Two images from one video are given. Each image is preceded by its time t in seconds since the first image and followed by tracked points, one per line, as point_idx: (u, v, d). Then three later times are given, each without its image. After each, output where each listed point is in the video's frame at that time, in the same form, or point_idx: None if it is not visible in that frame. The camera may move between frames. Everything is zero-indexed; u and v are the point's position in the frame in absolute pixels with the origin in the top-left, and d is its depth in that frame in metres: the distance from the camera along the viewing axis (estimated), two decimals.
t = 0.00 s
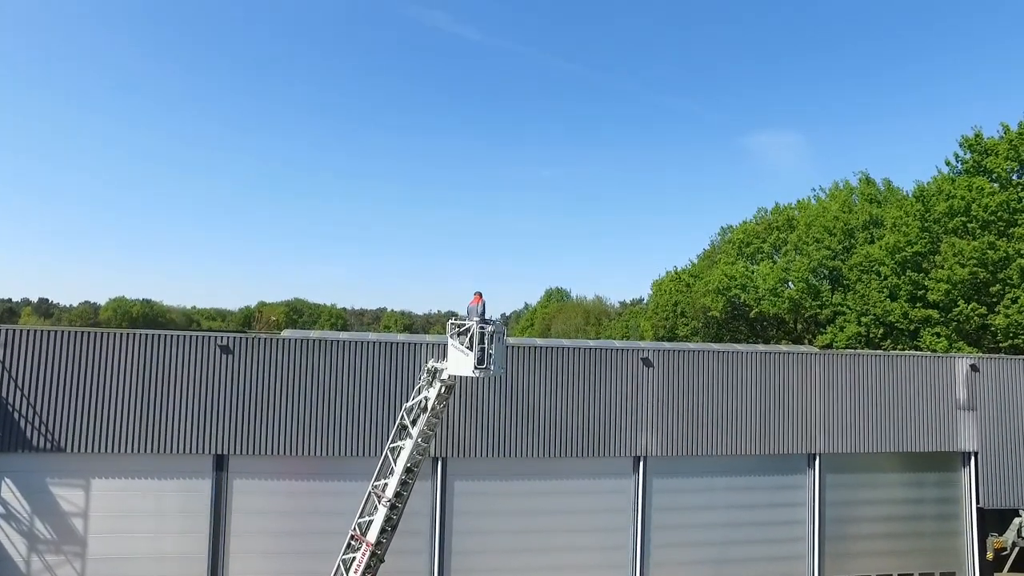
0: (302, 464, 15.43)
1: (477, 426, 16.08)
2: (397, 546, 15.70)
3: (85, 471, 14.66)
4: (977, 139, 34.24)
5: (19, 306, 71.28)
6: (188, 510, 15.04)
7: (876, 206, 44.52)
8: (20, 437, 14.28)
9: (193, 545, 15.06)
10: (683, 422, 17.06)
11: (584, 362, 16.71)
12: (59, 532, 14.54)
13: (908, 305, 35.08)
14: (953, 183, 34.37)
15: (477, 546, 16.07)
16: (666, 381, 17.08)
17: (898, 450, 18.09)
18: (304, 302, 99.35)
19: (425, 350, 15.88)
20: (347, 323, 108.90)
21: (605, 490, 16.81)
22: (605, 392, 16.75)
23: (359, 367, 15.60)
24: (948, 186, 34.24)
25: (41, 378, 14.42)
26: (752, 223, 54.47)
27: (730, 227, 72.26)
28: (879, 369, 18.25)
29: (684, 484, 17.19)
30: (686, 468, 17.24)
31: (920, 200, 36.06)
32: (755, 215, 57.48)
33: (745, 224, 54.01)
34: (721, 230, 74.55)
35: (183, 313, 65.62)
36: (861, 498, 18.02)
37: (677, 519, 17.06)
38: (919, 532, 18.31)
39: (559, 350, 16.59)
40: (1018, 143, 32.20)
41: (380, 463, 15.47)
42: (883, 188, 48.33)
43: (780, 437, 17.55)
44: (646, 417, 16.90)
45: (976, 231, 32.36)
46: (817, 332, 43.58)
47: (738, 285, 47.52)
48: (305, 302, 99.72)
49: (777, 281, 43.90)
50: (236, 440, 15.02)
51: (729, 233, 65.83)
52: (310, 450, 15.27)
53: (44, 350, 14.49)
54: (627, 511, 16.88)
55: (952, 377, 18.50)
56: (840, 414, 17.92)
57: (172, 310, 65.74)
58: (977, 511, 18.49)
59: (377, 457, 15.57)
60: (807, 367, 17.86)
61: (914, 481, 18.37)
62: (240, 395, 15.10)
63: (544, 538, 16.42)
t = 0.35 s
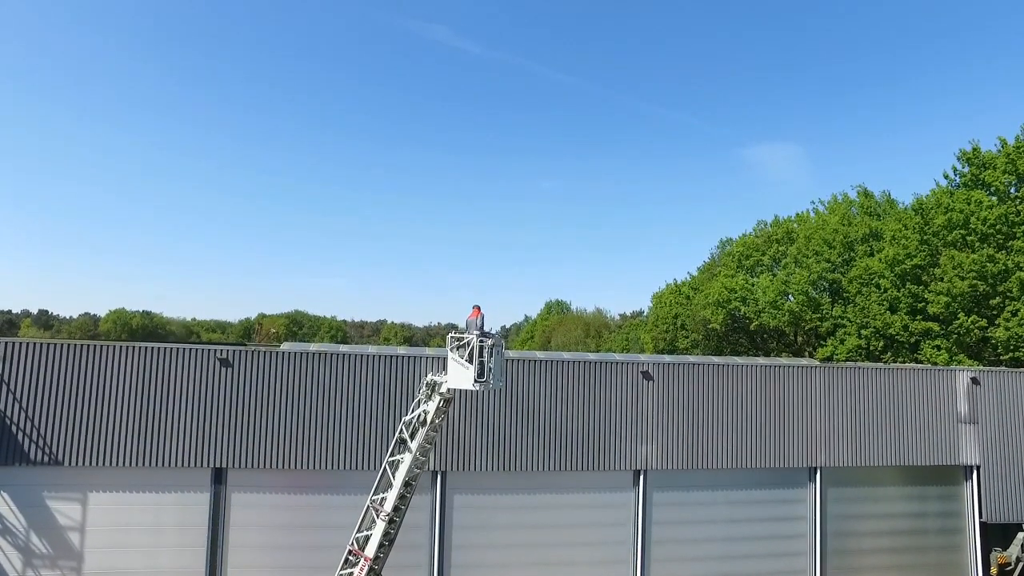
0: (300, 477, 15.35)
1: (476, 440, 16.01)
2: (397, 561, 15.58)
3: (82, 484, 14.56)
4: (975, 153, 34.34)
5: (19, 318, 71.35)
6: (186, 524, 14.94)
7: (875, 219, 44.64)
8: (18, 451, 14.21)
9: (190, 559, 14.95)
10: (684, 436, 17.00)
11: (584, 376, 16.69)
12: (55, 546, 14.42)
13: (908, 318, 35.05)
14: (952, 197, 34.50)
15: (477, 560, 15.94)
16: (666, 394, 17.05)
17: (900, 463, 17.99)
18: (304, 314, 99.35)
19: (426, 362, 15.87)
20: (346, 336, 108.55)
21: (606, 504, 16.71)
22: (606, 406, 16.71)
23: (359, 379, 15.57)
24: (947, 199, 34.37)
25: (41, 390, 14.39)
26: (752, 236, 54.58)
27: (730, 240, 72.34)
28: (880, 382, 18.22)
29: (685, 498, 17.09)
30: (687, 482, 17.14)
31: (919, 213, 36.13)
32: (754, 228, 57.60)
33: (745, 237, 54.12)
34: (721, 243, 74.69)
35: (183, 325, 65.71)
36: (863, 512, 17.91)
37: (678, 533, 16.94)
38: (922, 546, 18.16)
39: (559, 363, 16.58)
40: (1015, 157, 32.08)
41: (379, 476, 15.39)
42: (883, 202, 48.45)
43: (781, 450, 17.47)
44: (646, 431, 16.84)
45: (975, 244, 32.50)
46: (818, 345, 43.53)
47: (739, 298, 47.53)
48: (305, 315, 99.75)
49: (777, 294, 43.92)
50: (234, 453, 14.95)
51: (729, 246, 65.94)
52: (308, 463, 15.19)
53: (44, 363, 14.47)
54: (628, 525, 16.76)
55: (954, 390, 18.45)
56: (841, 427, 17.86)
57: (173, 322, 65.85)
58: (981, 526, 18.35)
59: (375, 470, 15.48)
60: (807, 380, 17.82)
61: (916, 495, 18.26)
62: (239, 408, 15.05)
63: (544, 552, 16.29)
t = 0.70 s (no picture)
0: (300, 479, 15.35)
1: (476, 441, 16.02)
2: (397, 562, 15.59)
3: (83, 486, 14.56)
4: (975, 153, 34.39)
5: (20, 318, 71.56)
6: (186, 526, 14.95)
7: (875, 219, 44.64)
8: (19, 453, 14.21)
9: (190, 561, 14.96)
10: (684, 437, 17.00)
11: (583, 377, 16.70)
12: (55, 547, 14.43)
13: (907, 318, 35.11)
14: (952, 197, 34.53)
15: (477, 562, 15.95)
16: (666, 395, 17.06)
17: (899, 464, 18.00)
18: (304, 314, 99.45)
19: (426, 364, 15.87)
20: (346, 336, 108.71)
21: (606, 505, 16.71)
22: (605, 407, 16.72)
23: (359, 381, 15.58)
24: (946, 200, 34.41)
25: (41, 392, 14.39)
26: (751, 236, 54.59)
27: (730, 240, 72.47)
28: (879, 383, 18.23)
29: (685, 499, 17.10)
30: (686, 483, 17.15)
31: (919, 214, 36.20)
32: (754, 229, 57.60)
33: (745, 237, 54.13)
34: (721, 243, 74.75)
35: (183, 325, 65.88)
36: (863, 513, 17.91)
37: (678, 535, 16.94)
38: (922, 548, 18.16)
39: (559, 364, 16.58)
40: (1015, 157, 31.97)
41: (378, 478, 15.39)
42: (881, 202, 48.50)
43: (781, 451, 17.47)
44: (646, 432, 16.85)
45: (975, 245, 32.55)
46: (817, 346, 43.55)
47: (739, 298, 47.56)
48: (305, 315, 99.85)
49: (777, 294, 43.92)
50: (234, 455, 14.95)
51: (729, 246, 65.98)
52: (308, 464, 15.19)
53: (45, 365, 14.48)
54: (628, 527, 16.77)
55: (954, 391, 18.46)
56: (841, 428, 17.86)
57: (173, 321, 66.06)
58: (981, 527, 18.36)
59: (375, 472, 15.49)
60: (807, 381, 17.83)
61: (916, 496, 18.26)
62: (239, 410, 15.06)
63: (544, 554, 16.29)
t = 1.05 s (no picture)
0: (300, 481, 15.35)
1: (477, 444, 16.02)
2: (398, 564, 15.59)
3: (83, 488, 14.56)
4: (975, 154, 34.41)
5: (19, 318, 71.58)
6: (186, 528, 14.95)
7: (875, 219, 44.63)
8: (19, 454, 14.21)
9: (191, 562, 14.96)
10: (684, 438, 17.01)
11: (584, 379, 16.70)
12: (55, 549, 14.43)
13: (908, 319, 35.11)
14: (952, 198, 34.54)
15: (477, 563, 15.94)
16: (666, 397, 17.06)
17: (900, 466, 18.00)
18: (303, 314, 99.48)
19: (428, 365, 15.87)
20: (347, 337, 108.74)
21: (607, 507, 16.72)
22: (605, 409, 16.72)
23: (359, 383, 15.58)
24: (947, 200, 34.40)
25: (41, 395, 14.40)
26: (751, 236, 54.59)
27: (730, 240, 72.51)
28: (879, 385, 18.22)
29: (685, 501, 17.10)
30: (687, 485, 17.15)
31: (920, 214, 36.20)
32: (755, 229, 57.59)
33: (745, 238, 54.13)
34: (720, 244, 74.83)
35: (183, 325, 65.87)
36: (863, 515, 17.91)
37: (678, 537, 16.94)
38: (923, 549, 18.16)
39: (559, 365, 16.58)
40: (1015, 158, 31.93)
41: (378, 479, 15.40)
42: (880, 202, 48.53)
43: (781, 453, 17.48)
44: (647, 435, 16.85)
45: (975, 246, 32.53)
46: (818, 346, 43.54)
47: (739, 299, 47.56)
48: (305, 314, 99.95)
49: (778, 295, 43.93)
50: (234, 462, 14.93)
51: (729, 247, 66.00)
52: (307, 466, 15.19)
53: (46, 367, 14.48)
54: (628, 528, 16.77)
55: (954, 392, 18.46)
56: (841, 430, 17.86)
57: (173, 322, 66.08)
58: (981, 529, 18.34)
59: (375, 473, 15.50)
60: (808, 383, 17.84)
61: (917, 498, 18.25)
62: (239, 411, 15.05)
63: (545, 556, 16.29)
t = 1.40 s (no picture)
0: (300, 482, 15.34)
1: (477, 445, 16.02)
2: (397, 565, 15.59)
3: (83, 489, 14.55)
4: (975, 155, 34.41)
5: (19, 318, 71.64)
6: (186, 529, 14.95)
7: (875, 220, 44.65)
8: (19, 456, 14.19)
9: (191, 563, 14.95)
10: (684, 440, 17.01)
11: (584, 380, 16.70)
12: (55, 550, 14.43)
13: (908, 320, 35.07)
14: (952, 199, 34.54)
15: (477, 564, 15.93)
16: (666, 398, 17.06)
17: (899, 467, 18.00)
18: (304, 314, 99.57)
19: (429, 366, 15.87)
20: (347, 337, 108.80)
21: (607, 509, 16.71)
22: (605, 411, 16.72)
23: (359, 384, 15.58)
24: (947, 201, 34.40)
25: (41, 396, 14.39)
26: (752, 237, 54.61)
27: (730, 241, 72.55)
28: (880, 386, 18.22)
29: (685, 502, 17.09)
30: (687, 486, 17.15)
31: (920, 215, 36.20)
32: (755, 230, 57.61)
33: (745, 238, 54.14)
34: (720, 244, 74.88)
35: (183, 324, 65.90)
36: (863, 517, 17.90)
37: (678, 538, 16.94)
38: (923, 551, 18.16)
39: (559, 367, 16.58)
40: (1015, 159, 31.91)
41: (377, 480, 15.40)
42: (879, 203, 48.53)
43: (781, 455, 17.48)
44: (647, 436, 16.85)
45: (975, 247, 32.53)
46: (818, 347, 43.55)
47: (739, 299, 47.57)
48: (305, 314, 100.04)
49: (778, 295, 43.97)
50: (233, 464, 14.93)
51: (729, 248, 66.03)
52: (307, 467, 15.19)
53: (46, 368, 14.48)
54: (628, 529, 16.77)
55: (954, 394, 18.46)
56: (841, 431, 17.86)
57: (172, 321, 66.09)
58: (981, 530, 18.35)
59: (374, 474, 15.49)
60: (809, 384, 17.85)
61: (917, 499, 18.24)
62: (239, 413, 15.05)
63: (546, 557, 16.29)
